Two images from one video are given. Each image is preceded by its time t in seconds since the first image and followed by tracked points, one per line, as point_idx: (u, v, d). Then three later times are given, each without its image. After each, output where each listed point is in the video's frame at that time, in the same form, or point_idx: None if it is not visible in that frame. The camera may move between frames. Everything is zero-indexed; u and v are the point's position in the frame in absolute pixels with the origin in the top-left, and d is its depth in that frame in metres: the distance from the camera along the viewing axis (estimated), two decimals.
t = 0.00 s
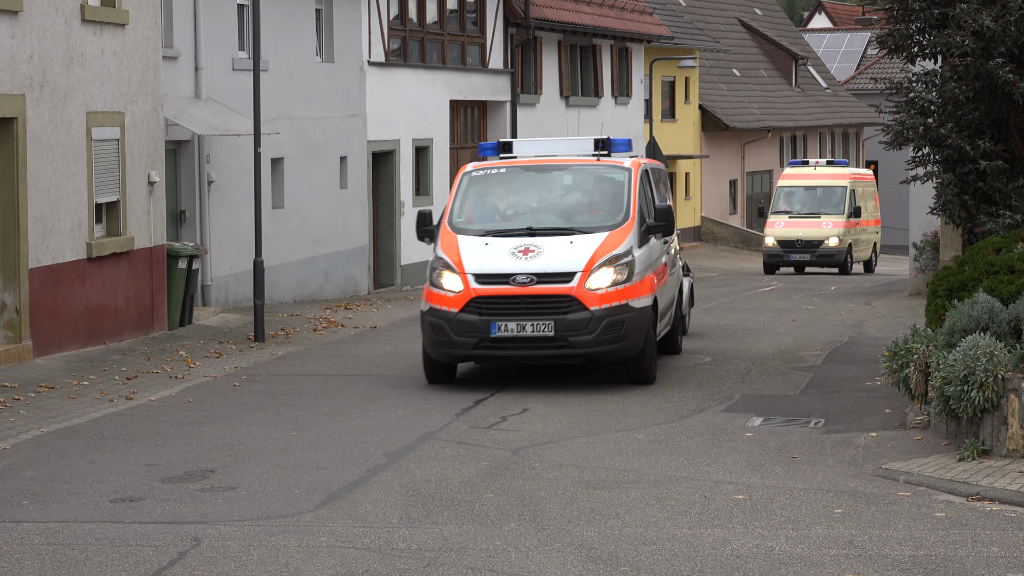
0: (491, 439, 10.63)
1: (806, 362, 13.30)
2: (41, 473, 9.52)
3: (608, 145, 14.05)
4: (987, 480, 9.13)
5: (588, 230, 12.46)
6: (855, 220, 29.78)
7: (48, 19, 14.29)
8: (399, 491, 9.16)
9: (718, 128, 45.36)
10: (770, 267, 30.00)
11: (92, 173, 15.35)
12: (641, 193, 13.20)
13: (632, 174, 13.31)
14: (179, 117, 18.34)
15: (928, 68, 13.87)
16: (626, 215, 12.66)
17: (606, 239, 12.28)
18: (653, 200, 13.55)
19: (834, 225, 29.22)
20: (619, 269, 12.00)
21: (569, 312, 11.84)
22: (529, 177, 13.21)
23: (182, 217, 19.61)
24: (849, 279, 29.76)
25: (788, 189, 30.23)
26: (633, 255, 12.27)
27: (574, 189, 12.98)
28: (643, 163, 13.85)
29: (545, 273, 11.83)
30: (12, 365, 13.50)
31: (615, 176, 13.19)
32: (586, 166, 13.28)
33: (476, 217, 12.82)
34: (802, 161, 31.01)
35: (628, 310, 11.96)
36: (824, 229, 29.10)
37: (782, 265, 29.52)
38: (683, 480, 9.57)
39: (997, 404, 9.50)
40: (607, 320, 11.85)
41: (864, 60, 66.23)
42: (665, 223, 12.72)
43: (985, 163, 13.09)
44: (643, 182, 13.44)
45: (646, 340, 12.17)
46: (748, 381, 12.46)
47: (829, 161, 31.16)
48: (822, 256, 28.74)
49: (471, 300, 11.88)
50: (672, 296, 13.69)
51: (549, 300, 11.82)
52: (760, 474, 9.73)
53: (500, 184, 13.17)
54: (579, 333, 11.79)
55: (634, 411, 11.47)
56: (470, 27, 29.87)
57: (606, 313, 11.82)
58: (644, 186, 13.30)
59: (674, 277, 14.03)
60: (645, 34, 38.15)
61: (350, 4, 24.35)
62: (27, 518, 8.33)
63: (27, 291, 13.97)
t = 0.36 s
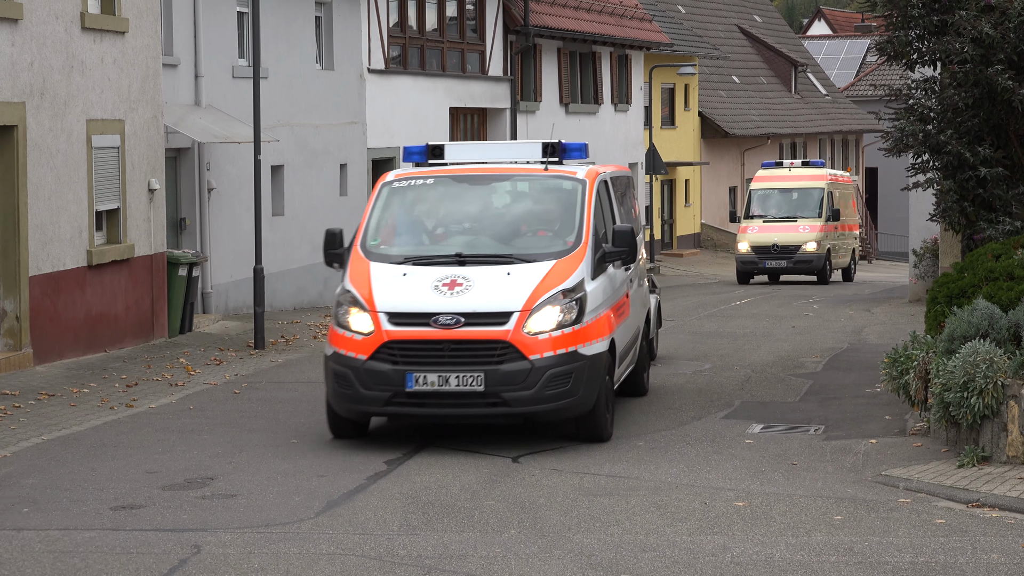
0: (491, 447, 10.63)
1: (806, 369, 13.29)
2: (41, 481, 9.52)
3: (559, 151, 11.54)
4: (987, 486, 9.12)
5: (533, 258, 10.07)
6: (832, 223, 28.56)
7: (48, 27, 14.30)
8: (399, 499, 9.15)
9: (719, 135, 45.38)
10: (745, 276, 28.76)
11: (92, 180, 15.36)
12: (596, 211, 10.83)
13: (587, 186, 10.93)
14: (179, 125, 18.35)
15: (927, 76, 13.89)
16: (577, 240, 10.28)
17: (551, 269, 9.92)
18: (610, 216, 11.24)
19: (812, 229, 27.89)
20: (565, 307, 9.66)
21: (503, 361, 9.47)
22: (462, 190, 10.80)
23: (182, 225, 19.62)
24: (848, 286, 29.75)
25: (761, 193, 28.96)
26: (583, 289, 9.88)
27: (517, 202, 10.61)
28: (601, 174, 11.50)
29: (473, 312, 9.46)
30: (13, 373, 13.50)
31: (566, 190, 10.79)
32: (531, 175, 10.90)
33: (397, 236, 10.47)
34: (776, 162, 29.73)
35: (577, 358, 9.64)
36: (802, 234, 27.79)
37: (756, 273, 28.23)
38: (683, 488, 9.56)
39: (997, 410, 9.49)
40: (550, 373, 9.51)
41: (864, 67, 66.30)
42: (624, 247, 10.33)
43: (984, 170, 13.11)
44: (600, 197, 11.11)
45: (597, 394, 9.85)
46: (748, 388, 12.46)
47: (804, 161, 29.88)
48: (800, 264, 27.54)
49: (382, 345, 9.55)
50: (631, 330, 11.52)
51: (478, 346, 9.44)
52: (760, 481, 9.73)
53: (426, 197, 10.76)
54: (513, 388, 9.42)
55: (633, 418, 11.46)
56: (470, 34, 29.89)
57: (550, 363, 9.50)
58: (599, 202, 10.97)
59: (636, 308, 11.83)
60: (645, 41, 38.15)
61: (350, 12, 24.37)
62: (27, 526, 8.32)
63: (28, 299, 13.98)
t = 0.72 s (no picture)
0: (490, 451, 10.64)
1: (807, 374, 13.30)
2: (41, 486, 9.52)
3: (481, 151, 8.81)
4: (987, 491, 9.12)
5: (440, 286, 7.47)
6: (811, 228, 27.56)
7: (48, 33, 14.30)
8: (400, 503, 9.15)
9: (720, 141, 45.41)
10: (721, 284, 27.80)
11: (92, 185, 15.36)
12: (527, 226, 8.25)
13: (515, 194, 8.32)
14: (180, 130, 18.35)
15: (928, 80, 13.90)
16: (500, 262, 7.70)
17: (460, 301, 7.34)
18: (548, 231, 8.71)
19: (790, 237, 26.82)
20: (476, 351, 7.13)
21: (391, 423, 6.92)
22: (356, 198, 8.15)
23: (183, 229, 19.62)
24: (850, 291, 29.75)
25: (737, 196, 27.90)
26: (503, 326, 7.32)
27: (428, 213, 8.02)
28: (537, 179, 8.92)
29: (354, 357, 6.92)
30: (13, 378, 13.50)
31: (489, 197, 8.19)
32: (445, 177, 8.27)
33: (276, 256, 7.84)
34: (750, 163, 28.68)
35: (491, 418, 7.10)
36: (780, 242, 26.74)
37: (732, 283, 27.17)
38: (683, 493, 9.55)
39: (998, 414, 9.49)
40: (456, 437, 6.99)
41: (865, 72, 66.34)
42: (561, 272, 7.79)
43: (984, 174, 13.12)
44: (534, 207, 8.56)
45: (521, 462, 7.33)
46: (749, 393, 12.46)
47: (780, 162, 28.83)
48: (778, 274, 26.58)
49: (233, 400, 6.95)
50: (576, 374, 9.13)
51: (361, 401, 6.89)
52: (760, 485, 9.73)
53: (312, 207, 8.12)
54: (402, 457, 6.88)
55: (633, 423, 11.46)
56: (471, 39, 29.88)
57: (454, 425, 6.98)
58: (531, 213, 8.41)
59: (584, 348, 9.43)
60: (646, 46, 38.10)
61: (350, 17, 24.37)
62: (27, 531, 8.32)
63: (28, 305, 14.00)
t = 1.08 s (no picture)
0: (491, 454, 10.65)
1: (806, 378, 13.31)
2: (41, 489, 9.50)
3: (339, 138, 6.07)
4: (987, 495, 9.13)
5: (253, 323, 4.93)
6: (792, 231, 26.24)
7: (48, 36, 14.31)
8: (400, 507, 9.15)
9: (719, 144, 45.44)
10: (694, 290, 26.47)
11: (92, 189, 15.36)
12: (398, 227, 5.73)
13: (379, 192, 5.68)
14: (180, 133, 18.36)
15: (928, 84, 13.92)
16: (345, 289, 5.14)
17: (276, 342, 4.78)
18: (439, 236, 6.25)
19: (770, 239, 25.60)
20: (297, 417, 4.58)
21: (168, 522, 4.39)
22: (162, 198, 5.57)
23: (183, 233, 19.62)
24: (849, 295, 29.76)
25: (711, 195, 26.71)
26: (341, 381, 4.76)
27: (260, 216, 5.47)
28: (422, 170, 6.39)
29: (114, 429, 4.41)
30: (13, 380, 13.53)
31: (343, 193, 5.59)
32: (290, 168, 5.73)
33: (47, 283, 5.32)
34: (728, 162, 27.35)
35: (319, 512, 4.61)
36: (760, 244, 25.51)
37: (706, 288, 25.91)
38: (683, 497, 9.55)
39: (997, 419, 9.49)
40: (270, 545, 4.47)
41: (863, 76, 66.41)
42: (433, 297, 5.30)
43: (983, 179, 13.13)
44: (410, 203, 6.01)
45: (373, 569, 4.88)
46: (750, 397, 12.45)
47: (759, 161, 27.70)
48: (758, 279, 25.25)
49: None
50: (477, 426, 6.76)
51: (124, 489, 4.37)
52: (759, 489, 9.73)
53: (100, 211, 5.57)
54: None
55: (634, 427, 11.46)
56: (471, 43, 29.90)
57: (260, 525, 4.46)
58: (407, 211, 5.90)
59: (490, 390, 7.02)
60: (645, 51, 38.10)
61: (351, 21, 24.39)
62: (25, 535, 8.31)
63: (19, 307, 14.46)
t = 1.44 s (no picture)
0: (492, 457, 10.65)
1: (806, 380, 13.31)
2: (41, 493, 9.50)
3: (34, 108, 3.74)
4: (987, 498, 9.12)
5: None
6: (775, 232, 24.70)
7: (48, 39, 14.32)
8: (401, 509, 9.15)
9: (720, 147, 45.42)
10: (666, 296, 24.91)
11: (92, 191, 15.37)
12: (105, 246, 3.44)
13: (68, 193, 3.29)
14: (181, 136, 18.34)
15: (928, 87, 13.91)
16: None
17: None
18: (205, 256, 3.98)
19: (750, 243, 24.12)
20: None
21: None
22: None
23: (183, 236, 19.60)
24: (849, 297, 29.75)
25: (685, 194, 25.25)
26: None
27: None
28: (179, 151, 4.06)
29: None
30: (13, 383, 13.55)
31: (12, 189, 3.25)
32: None
33: None
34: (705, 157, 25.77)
35: None
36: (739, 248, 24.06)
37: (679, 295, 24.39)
38: (683, 500, 9.54)
39: (997, 421, 9.48)
40: None
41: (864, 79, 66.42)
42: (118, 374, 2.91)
43: (984, 181, 13.13)
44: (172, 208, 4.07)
45: None
46: (750, 400, 12.44)
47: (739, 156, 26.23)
48: (738, 286, 23.74)
49: None
50: (303, 526, 4.51)
51: None
52: (760, 492, 9.73)
53: None
54: None
55: (634, 430, 11.46)
56: (472, 46, 29.89)
57: None
58: (129, 218, 3.60)
59: (320, 471, 4.71)
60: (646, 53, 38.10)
61: (351, 24, 24.38)
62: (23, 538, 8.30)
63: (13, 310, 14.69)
